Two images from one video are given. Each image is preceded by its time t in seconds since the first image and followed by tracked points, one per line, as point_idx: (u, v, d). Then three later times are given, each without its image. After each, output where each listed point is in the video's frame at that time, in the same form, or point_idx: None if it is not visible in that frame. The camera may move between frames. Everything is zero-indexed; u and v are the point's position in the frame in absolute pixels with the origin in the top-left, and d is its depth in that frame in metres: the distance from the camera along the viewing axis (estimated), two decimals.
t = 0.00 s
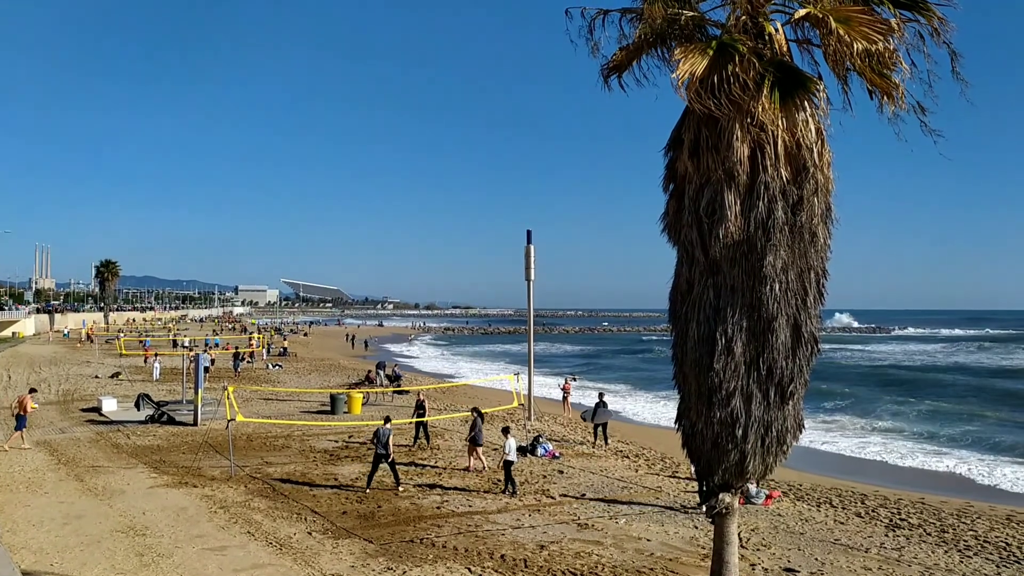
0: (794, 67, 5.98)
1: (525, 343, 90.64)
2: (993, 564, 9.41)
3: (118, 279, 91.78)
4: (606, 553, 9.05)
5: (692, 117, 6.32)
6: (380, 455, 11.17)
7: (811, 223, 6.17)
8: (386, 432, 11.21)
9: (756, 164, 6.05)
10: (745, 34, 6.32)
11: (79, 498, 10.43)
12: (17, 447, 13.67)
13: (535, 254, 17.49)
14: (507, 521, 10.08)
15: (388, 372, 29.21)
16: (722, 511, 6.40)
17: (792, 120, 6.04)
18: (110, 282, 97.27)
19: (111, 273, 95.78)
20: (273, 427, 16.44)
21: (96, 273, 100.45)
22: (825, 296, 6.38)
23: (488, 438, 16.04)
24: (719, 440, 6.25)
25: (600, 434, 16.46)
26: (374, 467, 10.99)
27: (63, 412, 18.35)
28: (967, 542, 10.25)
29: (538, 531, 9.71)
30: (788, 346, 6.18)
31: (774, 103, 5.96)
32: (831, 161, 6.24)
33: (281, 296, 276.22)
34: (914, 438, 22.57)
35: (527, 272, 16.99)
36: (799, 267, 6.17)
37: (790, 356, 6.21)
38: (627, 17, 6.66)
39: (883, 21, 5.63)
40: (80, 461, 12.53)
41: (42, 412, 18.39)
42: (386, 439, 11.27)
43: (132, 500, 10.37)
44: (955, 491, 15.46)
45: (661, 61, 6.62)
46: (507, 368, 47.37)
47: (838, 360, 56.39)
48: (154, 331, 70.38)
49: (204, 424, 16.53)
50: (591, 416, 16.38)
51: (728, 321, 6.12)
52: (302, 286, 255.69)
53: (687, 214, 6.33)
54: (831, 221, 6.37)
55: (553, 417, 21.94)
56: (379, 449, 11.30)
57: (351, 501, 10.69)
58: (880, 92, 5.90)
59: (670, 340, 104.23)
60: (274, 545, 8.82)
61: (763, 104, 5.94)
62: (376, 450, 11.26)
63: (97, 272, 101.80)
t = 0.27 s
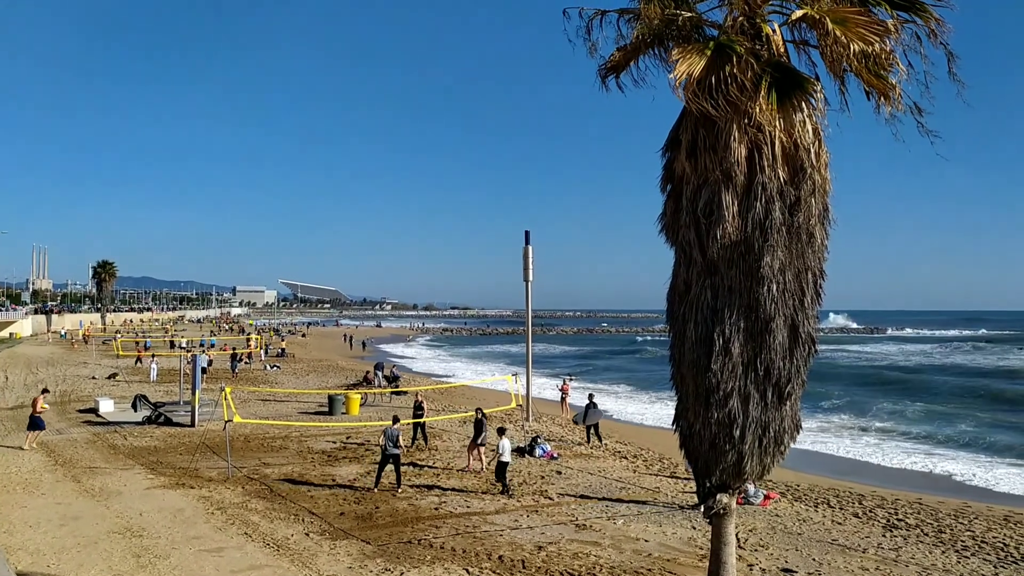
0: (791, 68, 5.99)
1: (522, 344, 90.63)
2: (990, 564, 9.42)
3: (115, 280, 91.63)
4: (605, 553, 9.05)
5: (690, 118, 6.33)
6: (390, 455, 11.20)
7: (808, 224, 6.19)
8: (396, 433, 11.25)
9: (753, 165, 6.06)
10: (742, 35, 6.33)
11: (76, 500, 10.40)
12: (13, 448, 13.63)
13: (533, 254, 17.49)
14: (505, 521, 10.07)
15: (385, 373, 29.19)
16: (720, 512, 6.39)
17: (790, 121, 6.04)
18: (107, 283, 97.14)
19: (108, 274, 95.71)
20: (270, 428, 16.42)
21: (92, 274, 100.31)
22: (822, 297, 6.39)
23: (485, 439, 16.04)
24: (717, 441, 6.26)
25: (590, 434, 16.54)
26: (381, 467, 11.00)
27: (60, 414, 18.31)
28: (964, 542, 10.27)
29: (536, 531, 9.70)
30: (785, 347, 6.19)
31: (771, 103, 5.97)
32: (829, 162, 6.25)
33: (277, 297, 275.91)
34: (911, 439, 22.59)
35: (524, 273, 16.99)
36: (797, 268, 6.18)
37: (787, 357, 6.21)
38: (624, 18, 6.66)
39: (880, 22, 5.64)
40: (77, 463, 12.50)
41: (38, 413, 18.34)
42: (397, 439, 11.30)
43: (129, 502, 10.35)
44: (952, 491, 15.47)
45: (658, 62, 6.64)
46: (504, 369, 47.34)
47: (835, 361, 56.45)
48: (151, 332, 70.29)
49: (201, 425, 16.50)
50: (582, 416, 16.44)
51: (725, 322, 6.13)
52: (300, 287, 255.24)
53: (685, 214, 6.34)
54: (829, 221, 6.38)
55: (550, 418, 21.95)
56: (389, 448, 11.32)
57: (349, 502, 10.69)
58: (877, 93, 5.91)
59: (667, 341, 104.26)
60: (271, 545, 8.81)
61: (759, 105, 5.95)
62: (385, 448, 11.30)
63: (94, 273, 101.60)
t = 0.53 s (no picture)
0: (790, 68, 5.98)
1: (522, 344, 90.63)
2: (990, 564, 9.42)
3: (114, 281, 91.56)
4: (604, 554, 9.04)
5: (689, 118, 6.32)
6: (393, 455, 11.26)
7: (808, 224, 6.18)
8: (399, 434, 11.24)
9: (752, 165, 6.06)
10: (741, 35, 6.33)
11: (75, 500, 10.40)
12: (12, 449, 13.63)
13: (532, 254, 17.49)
14: (504, 522, 10.07)
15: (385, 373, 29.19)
16: (720, 512, 6.38)
17: (789, 120, 6.04)
18: (106, 284, 97.14)
19: (107, 275, 95.72)
20: (269, 429, 16.42)
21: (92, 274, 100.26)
22: (822, 297, 6.39)
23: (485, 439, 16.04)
24: (716, 441, 6.25)
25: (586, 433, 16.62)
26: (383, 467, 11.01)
27: (59, 414, 18.30)
28: (964, 542, 10.27)
29: (535, 532, 9.70)
30: (785, 347, 6.18)
31: (771, 103, 5.96)
32: (829, 162, 6.24)
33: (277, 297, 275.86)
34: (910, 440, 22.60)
35: (524, 273, 16.99)
36: (796, 267, 6.17)
37: (787, 357, 6.21)
38: (624, 17, 6.64)
39: (880, 21, 5.63)
40: (77, 463, 12.49)
41: (38, 414, 18.32)
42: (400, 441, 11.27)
43: (128, 502, 10.35)
44: (952, 491, 15.47)
45: (658, 62, 6.63)
46: (504, 370, 47.30)
47: (834, 361, 56.44)
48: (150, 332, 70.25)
49: (200, 426, 16.49)
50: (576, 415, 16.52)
51: (725, 322, 6.12)
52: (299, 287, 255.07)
53: (684, 214, 6.34)
54: (828, 221, 6.37)
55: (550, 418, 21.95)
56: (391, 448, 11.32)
57: (348, 502, 10.68)
58: (876, 93, 5.91)
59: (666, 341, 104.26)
60: (271, 546, 8.81)
61: (759, 104, 5.94)
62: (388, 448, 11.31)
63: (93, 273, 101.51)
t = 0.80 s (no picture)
0: (791, 62, 5.97)
1: (521, 340, 90.64)
2: (989, 559, 9.42)
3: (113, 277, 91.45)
4: (603, 549, 9.05)
5: (690, 113, 6.31)
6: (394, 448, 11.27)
7: (808, 220, 6.17)
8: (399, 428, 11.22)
9: (753, 160, 6.04)
10: (742, 29, 6.30)
11: (74, 495, 10.40)
12: (12, 444, 13.62)
13: (532, 250, 17.46)
14: (504, 517, 10.07)
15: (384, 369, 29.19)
16: (719, 508, 6.38)
17: (790, 116, 6.02)
18: (106, 279, 97.05)
19: (106, 270, 95.63)
20: (269, 424, 16.41)
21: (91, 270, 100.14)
22: (822, 293, 6.38)
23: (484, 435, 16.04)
24: (716, 437, 6.25)
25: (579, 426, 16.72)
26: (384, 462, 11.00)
27: (59, 409, 18.29)
28: (962, 537, 10.28)
29: (535, 527, 9.70)
30: (784, 343, 6.18)
31: (772, 98, 5.95)
32: (829, 157, 6.23)
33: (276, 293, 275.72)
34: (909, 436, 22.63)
35: (523, 269, 16.96)
36: (797, 263, 6.17)
37: (786, 352, 6.20)
38: (624, 12, 6.63)
39: (881, 16, 5.61)
40: (76, 458, 12.48)
41: (37, 409, 18.31)
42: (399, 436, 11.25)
43: (127, 497, 10.35)
44: (950, 487, 15.48)
45: (658, 57, 6.61)
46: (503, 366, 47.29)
47: (833, 357, 56.46)
48: (149, 327, 70.20)
49: (199, 421, 16.48)
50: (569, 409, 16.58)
51: (724, 317, 6.12)
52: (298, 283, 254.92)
53: (684, 210, 6.33)
54: (828, 216, 6.36)
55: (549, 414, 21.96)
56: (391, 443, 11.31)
57: (347, 498, 10.68)
58: (877, 88, 5.90)
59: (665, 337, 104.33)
60: (270, 541, 8.81)
61: (760, 99, 5.92)
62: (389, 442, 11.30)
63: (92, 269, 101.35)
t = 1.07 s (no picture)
0: (792, 60, 5.96)
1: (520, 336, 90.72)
2: (987, 558, 9.43)
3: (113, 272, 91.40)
4: (602, 546, 9.06)
5: (690, 110, 6.30)
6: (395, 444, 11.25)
7: (809, 218, 6.17)
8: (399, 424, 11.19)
9: (753, 157, 6.03)
10: (743, 27, 6.30)
11: (74, 490, 10.40)
12: (11, 439, 13.61)
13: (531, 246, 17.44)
14: (503, 514, 10.08)
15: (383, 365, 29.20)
16: (718, 505, 6.39)
17: (791, 113, 6.01)
18: (105, 275, 97.07)
19: (105, 265, 95.64)
20: (268, 420, 16.42)
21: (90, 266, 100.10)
22: (822, 290, 6.38)
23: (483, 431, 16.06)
24: (715, 434, 6.25)
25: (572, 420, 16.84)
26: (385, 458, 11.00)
27: (58, 404, 18.28)
28: (961, 535, 10.29)
29: (534, 524, 9.71)
30: (784, 341, 6.18)
31: (772, 96, 5.93)
32: (829, 155, 6.23)
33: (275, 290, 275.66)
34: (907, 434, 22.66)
35: (523, 265, 16.96)
36: (797, 261, 6.17)
37: (787, 350, 6.21)
38: (625, 9, 6.63)
39: (882, 14, 5.60)
40: (76, 453, 12.48)
41: (37, 404, 18.31)
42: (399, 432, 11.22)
43: (127, 492, 10.36)
44: (949, 485, 15.50)
45: (659, 54, 6.60)
46: (502, 362, 47.32)
47: (832, 355, 56.52)
48: (148, 323, 70.19)
49: (199, 416, 16.49)
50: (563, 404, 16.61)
51: (725, 315, 6.11)
52: (297, 279, 254.65)
53: (685, 207, 6.32)
54: (829, 214, 6.36)
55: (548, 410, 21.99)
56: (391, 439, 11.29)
57: (346, 493, 10.69)
58: (878, 86, 5.89)
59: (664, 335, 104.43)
60: (269, 537, 8.82)
61: (761, 96, 5.91)
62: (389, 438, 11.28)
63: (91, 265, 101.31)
